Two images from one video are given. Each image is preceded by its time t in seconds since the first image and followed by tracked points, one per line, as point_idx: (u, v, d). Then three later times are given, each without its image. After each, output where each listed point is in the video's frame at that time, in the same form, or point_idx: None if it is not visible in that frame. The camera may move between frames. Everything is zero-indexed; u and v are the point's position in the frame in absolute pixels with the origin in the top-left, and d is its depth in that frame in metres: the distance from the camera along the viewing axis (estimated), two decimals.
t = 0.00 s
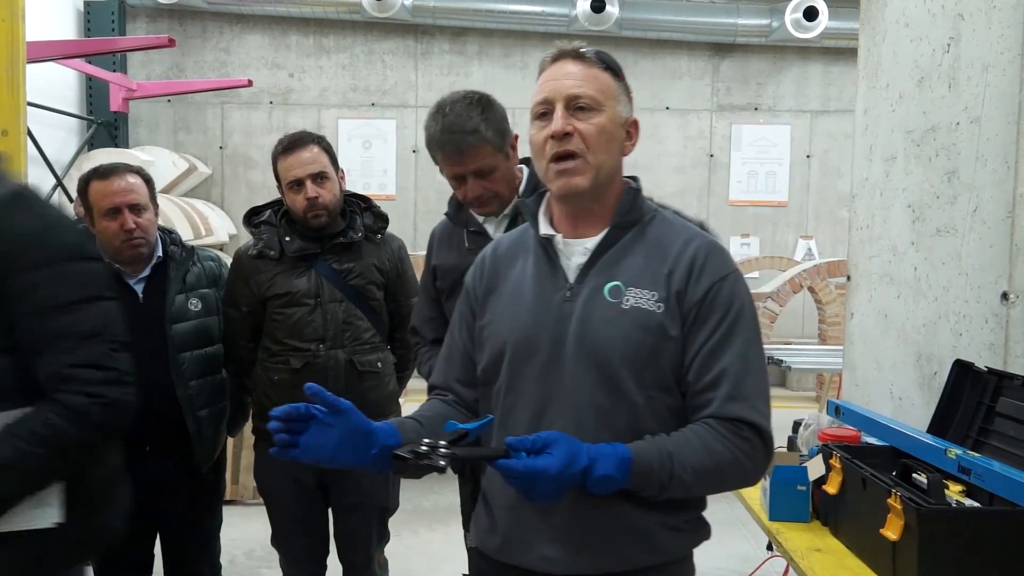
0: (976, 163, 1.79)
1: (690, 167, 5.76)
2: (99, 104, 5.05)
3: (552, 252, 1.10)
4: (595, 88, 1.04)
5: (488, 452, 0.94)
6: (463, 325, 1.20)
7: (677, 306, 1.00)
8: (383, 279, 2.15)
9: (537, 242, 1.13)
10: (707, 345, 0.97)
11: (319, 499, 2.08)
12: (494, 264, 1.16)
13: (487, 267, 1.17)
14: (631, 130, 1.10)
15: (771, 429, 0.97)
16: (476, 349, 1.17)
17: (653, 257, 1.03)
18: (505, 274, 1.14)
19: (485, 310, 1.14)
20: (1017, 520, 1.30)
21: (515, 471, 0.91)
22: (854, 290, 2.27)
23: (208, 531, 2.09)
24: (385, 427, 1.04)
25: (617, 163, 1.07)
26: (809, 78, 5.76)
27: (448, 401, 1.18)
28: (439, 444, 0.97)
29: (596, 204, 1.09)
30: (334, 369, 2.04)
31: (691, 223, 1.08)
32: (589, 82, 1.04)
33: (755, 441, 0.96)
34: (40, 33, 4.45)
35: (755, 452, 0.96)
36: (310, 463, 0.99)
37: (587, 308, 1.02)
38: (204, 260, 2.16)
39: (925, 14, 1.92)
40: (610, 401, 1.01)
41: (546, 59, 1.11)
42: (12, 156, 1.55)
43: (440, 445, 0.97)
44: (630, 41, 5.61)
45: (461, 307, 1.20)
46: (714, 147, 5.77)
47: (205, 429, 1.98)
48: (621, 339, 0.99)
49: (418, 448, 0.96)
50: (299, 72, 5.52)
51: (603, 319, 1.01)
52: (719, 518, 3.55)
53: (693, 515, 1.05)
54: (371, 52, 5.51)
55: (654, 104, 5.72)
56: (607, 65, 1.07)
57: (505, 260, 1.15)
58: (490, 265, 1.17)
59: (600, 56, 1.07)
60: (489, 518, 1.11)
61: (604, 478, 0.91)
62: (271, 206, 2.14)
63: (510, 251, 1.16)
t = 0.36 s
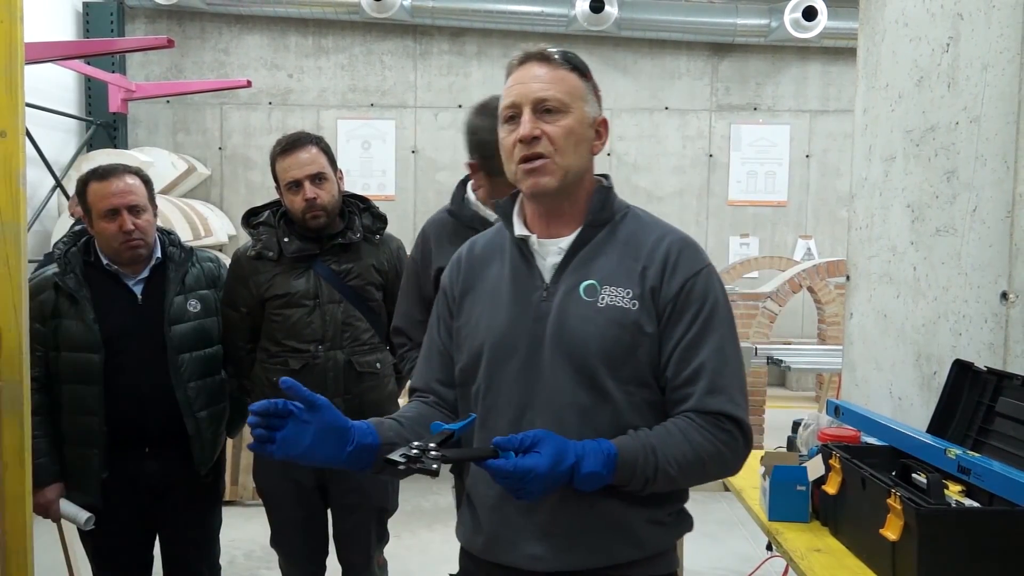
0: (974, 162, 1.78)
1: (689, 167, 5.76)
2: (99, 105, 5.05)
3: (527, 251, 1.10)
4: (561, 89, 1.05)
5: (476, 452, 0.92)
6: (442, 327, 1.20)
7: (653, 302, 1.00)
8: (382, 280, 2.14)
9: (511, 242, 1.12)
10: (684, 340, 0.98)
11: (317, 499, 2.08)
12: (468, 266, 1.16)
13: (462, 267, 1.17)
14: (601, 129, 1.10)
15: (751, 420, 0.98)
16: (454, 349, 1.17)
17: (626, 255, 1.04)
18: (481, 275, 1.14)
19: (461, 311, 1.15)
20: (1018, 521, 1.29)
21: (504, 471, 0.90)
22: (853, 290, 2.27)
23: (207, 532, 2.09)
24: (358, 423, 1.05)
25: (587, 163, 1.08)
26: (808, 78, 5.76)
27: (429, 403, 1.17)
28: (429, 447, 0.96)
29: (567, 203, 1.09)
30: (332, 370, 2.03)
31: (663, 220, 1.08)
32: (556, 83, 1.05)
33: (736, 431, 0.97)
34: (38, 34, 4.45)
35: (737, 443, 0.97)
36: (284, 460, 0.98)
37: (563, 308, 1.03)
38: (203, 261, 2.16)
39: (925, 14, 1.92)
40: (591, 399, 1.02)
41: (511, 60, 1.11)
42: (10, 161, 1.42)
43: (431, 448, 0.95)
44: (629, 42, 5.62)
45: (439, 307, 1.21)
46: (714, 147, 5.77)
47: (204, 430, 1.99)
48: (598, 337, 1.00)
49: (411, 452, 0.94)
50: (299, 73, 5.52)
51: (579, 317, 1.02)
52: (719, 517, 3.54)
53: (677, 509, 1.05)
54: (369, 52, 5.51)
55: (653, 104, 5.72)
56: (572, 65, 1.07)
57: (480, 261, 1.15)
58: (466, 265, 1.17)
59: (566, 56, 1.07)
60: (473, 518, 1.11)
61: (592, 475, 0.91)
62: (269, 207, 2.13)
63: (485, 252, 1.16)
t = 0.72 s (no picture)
0: (972, 161, 1.78)
1: (687, 168, 5.77)
2: (97, 107, 5.06)
3: (512, 254, 1.09)
4: (539, 92, 1.04)
5: (466, 462, 0.93)
6: (427, 331, 1.20)
7: (639, 299, 1.01)
8: (380, 281, 2.14)
9: (495, 245, 1.12)
10: (672, 335, 0.98)
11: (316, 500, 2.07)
12: (452, 268, 1.16)
13: (446, 270, 1.17)
14: (581, 128, 1.10)
15: (741, 412, 0.98)
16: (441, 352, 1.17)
17: (611, 253, 1.04)
18: (466, 278, 1.13)
19: (447, 315, 1.14)
20: (1017, 520, 1.29)
21: (496, 479, 0.90)
22: (852, 290, 2.27)
23: (206, 533, 2.08)
24: (343, 432, 1.05)
25: (568, 163, 1.08)
26: (807, 78, 5.76)
27: (416, 408, 1.17)
28: (420, 460, 0.95)
29: (550, 204, 1.09)
30: (331, 372, 2.03)
31: (645, 216, 1.08)
32: (534, 85, 1.04)
33: (727, 423, 0.97)
34: (37, 35, 4.45)
35: (729, 436, 0.97)
36: (269, 473, 1.00)
37: (550, 308, 1.03)
38: (202, 263, 2.16)
39: (922, 14, 1.92)
40: (582, 398, 1.02)
41: (489, 63, 1.10)
42: (8, 164, 1.35)
43: (420, 461, 0.94)
44: (627, 42, 5.63)
45: (424, 309, 1.20)
46: (712, 147, 5.77)
47: (204, 432, 1.99)
48: (587, 337, 1.00)
49: (399, 468, 0.92)
50: (297, 74, 5.52)
51: (566, 317, 1.02)
52: (719, 518, 3.54)
53: (669, 505, 1.05)
54: (368, 53, 5.51)
55: (652, 104, 5.72)
56: (550, 65, 1.06)
57: (464, 264, 1.15)
58: (450, 268, 1.16)
59: (543, 57, 1.07)
60: (467, 520, 1.11)
61: (583, 476, 0.91)
62: (267, 208, 2.13)
63: (468, 256, 1.15)
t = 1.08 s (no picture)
0: (972, 157, 1.79)
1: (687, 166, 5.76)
2: (97, 109, 5.06)
3: (502, 253, 1.09)
4: (530, 89, 1.05)
5: (462, 450, 0.92)
6: (416, 329, 1.19)
7: (630, 293, 1.01)
8: (381, 280, 2.14)
9: (485, 244, 1.11)
10: (664, 328, 0.98)
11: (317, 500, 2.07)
12: (442, 267, 1.15)
13: (437, 268, 1.16)
14: (564, 124, 1.12)
15: (734, 402, 0.98)
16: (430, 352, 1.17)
17: (600, 248, 1.04)
18: (456, 277, 1.13)
19: (438, 314, 1.14)
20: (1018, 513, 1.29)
21: (491, 469, 0.90)
22: (853, 286, 2.26)
23: (208, 532, 2.09)
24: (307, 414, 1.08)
25: (558, 160, 1.09)
26: (806, 75, 5.76)
27: (387, 399, 1.16)
28: (415, 448, 0.96)
29: (545, 201, 1.09)
30: (331, 372, 2.04)
31: (633, 210, 1.09)
32: (524, 83, 1.05)
33: (722, 415, 0.97)
34: (36, 38, 4.45)
35: (723, 427, 0.97)
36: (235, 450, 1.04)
37: (542, 305, 1.03)
38: (202, 263, 2.16)
39: (921, 9, 1.91)
40: (575, 394, 1.02)
41: (470, 63, 1.10)
42: (8, 164, 1.35)
43: (415, 449, 0.95)
44: (626, 41, 5.64)
45: (411, 306, 1.20)
46: (712, 145, 5.77)
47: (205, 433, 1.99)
48: (579, 332, 1.00)
49: (394, 455, 0.93)
50: (296, 75, 5.52)
51: (558, 313, 1.01)
52: (721, 515, 3.54)
53: (666, 497, 1.05)
54: (367, 53, 5.52)
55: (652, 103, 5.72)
56: (536, 63, 1.07)
57: (454, 263, 1.15)
58: (439, 267, 1.16)
59: (528, 54, 1.07)
60: (465, 518, 1.11)
61: (579, 469, 0.91)
62: (266, 209, 2.14)
63: (458, 255, 1.15)
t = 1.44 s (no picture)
0: (972, 154, 1.80)
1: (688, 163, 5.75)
2: (97, 105, 5.06)
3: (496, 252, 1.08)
4: (512, 90, 1.05)
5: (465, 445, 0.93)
6: (408, 327, 1.19)
7: (625, 288, 1.01)
8: (381, 277, 2.14)
9: (476, 241, 1.11)
10: (659, 322, 0.98)
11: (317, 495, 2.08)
12: (433, 267, 1.15)
13: (428, 268, 1.16)
14: (550, 119, 1.11)
15: (730, 395, 0.98)
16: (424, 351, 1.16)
17: (593, 244, 1.04)
18: (447, 275, 1.13)
19: (430, 313, 1.13)
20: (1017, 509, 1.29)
21: (494, 462, 0.90)
22: (852, 283, 2.24)
23: (208, 529, 2.09)
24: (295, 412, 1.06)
25: (548, 158, 1.09)
26: (807, 72, 5.74)
27: (370, 395, 1.16)
28: (418, 441, 0.96)
29: (537, 201, 1.09)
30: (331, 367, 2.04)
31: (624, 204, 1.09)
32: (506, 85, 1.04)
33: (718, 407, 0.97)
34: (36, 34, 4.45)
35: (719, 419, 0.98)
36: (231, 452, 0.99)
37: (537, 302, 1.03)
38: (202, 259, 2.16)
39: (924, 5, 1.90)
40: (574, 390, 1.01)
41: (449, 68, 1.09)
42: (8, 158, 1.34)
43: (419, 442, 0.95)
44: (628, 37, 5.62)
45: (401, 304, 1.20)
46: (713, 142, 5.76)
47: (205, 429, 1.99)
48: (575, 329, 1.00)
49: (398, 447, 0.94)
50: (297, 71, 5.51)
51: (553, 310, 1.01)
52: (720, 512, 3.54)
53: (663, 492, 1.06)
54: (367, 50, 5.51)
55: (652, 100, 5.71)
56: (516, 61, 1.07)
57: (445, 263, 1.14)
58: (431, 265, 1.16)
59: (507, 53, 1.07)
60: (464, 515, 1.11)
61: (581, 463, 0.91)
62: (266, 205, 2.14)
63: (449, 253, 1.14)
